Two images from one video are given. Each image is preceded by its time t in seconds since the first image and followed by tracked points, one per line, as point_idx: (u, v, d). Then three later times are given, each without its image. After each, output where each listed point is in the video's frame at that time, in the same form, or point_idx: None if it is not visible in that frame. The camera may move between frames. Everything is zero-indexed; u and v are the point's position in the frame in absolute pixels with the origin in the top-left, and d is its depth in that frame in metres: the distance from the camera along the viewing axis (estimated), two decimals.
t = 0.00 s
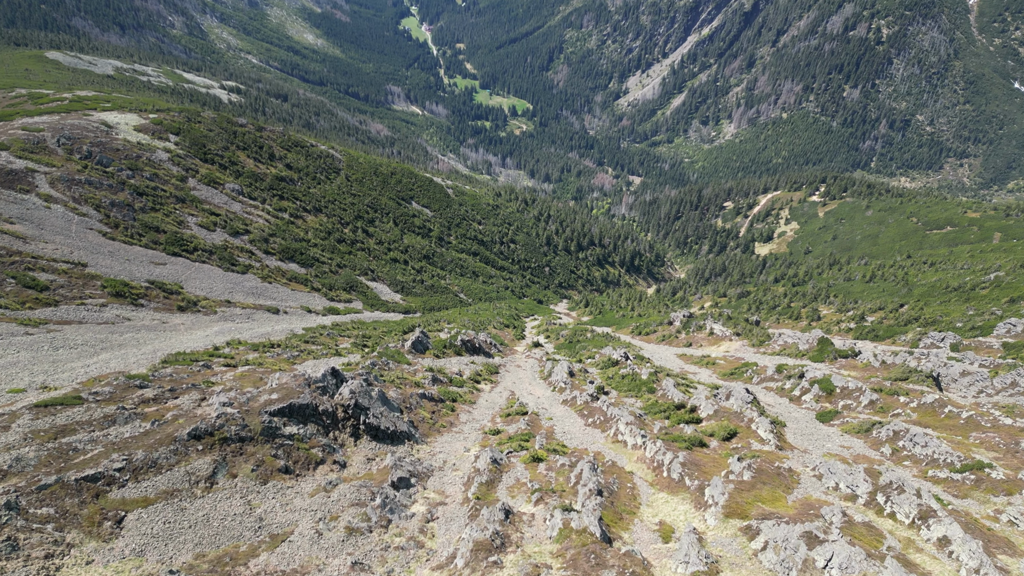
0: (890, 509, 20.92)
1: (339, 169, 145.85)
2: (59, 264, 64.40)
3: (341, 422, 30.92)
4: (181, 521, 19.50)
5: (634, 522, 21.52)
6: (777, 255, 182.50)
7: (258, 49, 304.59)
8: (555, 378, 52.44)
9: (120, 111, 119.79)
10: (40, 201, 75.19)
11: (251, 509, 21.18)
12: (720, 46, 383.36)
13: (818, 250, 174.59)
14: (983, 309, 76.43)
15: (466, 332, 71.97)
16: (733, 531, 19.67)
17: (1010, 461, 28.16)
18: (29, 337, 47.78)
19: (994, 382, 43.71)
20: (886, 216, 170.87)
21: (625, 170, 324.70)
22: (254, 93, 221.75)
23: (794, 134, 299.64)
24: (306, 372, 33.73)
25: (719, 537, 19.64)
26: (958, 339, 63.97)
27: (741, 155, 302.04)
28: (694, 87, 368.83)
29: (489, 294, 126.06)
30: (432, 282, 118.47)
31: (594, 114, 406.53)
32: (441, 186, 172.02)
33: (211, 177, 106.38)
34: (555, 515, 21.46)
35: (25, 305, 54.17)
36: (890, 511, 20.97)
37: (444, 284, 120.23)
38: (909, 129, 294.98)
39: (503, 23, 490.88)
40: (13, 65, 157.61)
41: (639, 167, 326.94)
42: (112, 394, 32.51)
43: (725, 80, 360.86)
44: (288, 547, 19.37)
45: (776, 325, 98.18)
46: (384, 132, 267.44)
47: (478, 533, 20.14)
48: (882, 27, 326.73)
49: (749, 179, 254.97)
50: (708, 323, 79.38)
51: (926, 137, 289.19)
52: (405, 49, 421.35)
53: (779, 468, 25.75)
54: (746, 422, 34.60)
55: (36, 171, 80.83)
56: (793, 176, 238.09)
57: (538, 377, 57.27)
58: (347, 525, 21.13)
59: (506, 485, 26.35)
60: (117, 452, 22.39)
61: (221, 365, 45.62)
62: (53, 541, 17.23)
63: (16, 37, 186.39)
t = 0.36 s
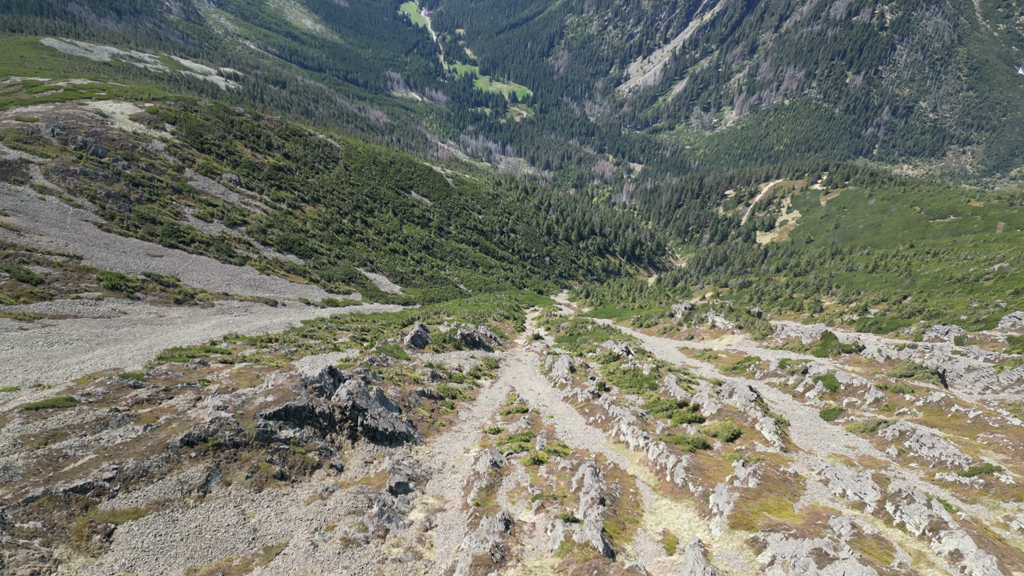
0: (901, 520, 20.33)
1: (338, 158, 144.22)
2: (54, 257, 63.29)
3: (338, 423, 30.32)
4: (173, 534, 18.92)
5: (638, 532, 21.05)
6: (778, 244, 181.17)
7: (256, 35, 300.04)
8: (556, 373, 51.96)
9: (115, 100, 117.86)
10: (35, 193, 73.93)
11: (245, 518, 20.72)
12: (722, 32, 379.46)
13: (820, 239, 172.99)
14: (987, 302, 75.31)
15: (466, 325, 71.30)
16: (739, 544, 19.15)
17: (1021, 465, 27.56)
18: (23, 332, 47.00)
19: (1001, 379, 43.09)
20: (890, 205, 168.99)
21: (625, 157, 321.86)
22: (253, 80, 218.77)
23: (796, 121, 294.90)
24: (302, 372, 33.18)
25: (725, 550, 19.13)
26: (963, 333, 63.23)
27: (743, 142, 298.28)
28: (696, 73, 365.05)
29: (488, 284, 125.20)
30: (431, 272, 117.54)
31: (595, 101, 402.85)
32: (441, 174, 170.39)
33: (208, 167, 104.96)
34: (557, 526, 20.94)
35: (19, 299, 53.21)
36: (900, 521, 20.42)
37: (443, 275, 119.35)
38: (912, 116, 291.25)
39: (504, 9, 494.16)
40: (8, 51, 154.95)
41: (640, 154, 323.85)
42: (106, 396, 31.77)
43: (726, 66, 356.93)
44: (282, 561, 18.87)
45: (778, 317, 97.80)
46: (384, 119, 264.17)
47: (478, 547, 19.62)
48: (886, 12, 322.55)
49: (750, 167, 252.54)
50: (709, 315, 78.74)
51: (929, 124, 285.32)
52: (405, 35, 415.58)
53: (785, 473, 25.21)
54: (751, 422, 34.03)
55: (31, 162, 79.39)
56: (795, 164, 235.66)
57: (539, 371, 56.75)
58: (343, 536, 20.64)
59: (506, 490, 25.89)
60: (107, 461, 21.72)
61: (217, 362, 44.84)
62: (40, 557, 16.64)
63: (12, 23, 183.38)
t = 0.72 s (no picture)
0: (911, 532, 19.78)
1: (337, 147, 142.42)
2: (49, 249, 62.15)
3: (335, 426, 29.71)
4: (163, 550, 18.35)
5: (641, 545, 20.58)
6: (780, 232, 179.64)
7: (254, 19, 294.79)
8: (556, 369, 51.51)
9: (110, 88, 115.74)
10: (29, 183, 72.52)
11: (238, 531, 20.17)
12: (725, 16, 374.18)
13: (822, 227, 171.32)
14: (991, 293, 74.27)
15: (465, 318, 70.55)
16: (746, 560, 18.57)
17: None
18: (17, 327, 46.17)
19: (1008, 375, 42.52)
20: (893, 192, 167.24)
21: (626, 143, 318.29)
22: (251, 65, 215.35)
23: (798, 107, 291.09)
24: (299, 373, 32.61)
25: (731, 564, 18.60)
26: (968, 326, 62.53)
27: (745, 127, 294.44)
28: (698, 58, 360.25)
29: (489, 274, 124.18)
30: (431, 263, 116.50)
31: (596, 86, 398.47)
32: (441, 163, 168.52)
33: (204, 156, 103.39)
34: (557, 539, 20.45)
35: (13, 292, 52.17)
36: (909, 533, 19.86)
37: (443, 265, 118.32)
38: (916, 101, 287.32)
39: None
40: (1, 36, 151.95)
41: (642, 140, 320.25)
42: (97, 398, 30.96)
43: (728, 51, 351.94)
44: None
45: (780, 308, 97.21)
46: (383, 104, 260.59)
47: (477, 562, 19.18)
48: None
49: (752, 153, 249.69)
50: (711, 307, 78.15)
51: (932, 110, 281.19)
52: (405, 19, 409.38)
53: (791, 480, 24.76)
54: (756, 423, 33.37)
55: (24, 151, 77.88)
56: (797, 151, 232.70)
57: (539, 365, 56.27)
58: (339, 549, 20.15)
59: (506, 497, 25.40)
60: (95, 473, 20.96)
61: (213, 359, 44.01)
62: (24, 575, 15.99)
63: (6, 7, 180.11)
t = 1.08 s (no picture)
0: (922, 546, 19.19)
1: (335, 135, 140.37)
2: (43, 242, 61.04)
3: (331, 429, 29.11)
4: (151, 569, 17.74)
5: (644, 559, 20.12)
6: (781, 221, 178.04)
7: (250, 3, 289.46)
8: (557, 364, 50.90)
9: (105, 75, 113.51)
10: (22, 174, 71.15)
11: (230, 545, 19.69)
12: None
13: (824, 215, 169.60)
14: (995, 285, 73.28)
15: (465, 311, 69.80)
16: None
17: None
18: (10, 323, 45.23)
19: (1015, 371, 41.89)
20: (896, 180, 165.25)
21: (627, 129, 314.53)
22: (248, 50, 211.67)
23: (801, 92, 286.88)
24: (294, 374, 31.91)
25: None
26: (972, 319, 61.78)
27: (747, 113, 290.60)
28: (700, 43, 354.83)
29: (489, 264, 123.16)
30: (430, 253, 115.42)
31: (597, 71, 393.28)
32: (440, 151, 166.46)
33: (200, 146, 101.67)
34: (559, 554, 19.89)
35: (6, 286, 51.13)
36: (921, 548, 19.26)
37: (442, 255, 117.35)
38: (919, 87, 282.96)
39: None
40: None
41: (642, 125, 316.34)
42: (89, 402, 30.05)
43: (731, 35, 346.20)
44: None
45: (782, 299, 96.60)
46: (382, 90, 256.77)
47: None
48: None
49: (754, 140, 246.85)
50: (713, 299, 77.33)
51: (936, 95, 276.67)
52: (404, 2, 402.17)
53: (797, 488, 24.20)
54: (760, 424, 32.78)
55: (17, 141, 76.38)
56: (799, 137, 229.82)
57: (540, 360, 55.68)
58: (335, 563, 19.66)
59: (507, 503, 24.95)
60: (84, 486, 20.24)
61: (209, 356, 43.13)
62: None
63: None
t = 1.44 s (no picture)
0: (933, 563, 18.62)
1: (333, 124, 138.38)
2: (37, 235, 60.01)
3: (327, 435, 28.42)
4: None
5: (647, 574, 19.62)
6: (783, 209, 176.17)
7: None
8: (558, 361, 50.18)
9: (99, 64, 111.44)
10: (15, 166, 69.90)
11: (223, 562, 19.17)
12: None
13: (826, 204, 167.66)
14: (1001, 277, 72.14)
15: (465, 305, 69.02)
16: None
17: None
18: (3, 319, 44.39)
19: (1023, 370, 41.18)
20: (899, 168, 163.02)
21: (629, 115, 310.64)
22: (246, 36, 208.07)
23: (804, 78, 282.54)
24: (290, 377, 31.13)
25: None
26: (978, 314, 60.96)
27: (749, 100, 286.56)
28: (702, 28, 349.39)
29: (489, 255, 122.11)
30: (430, 244, 114.37)
31: (597, 57, 387.75)
32: (440, 140, 164.38)
33: (197, 136, 100.05)
34: (561, 570, 19.41)
35: None
36: (932, 564, 18.68)
37: (442, 246, 116.31)
38: (923, 73, 278.61)
39: None
40: None
41: (643, 112, 312.45)
42: (82, 405, 29.05)
43: (733, 20, 340.51)
44: None
45: (785, 291, 95.85)
46: (381, 76, 253.00)
47: None
48: None
49: (756, 128, 243.83)
50: (716, 293, 76.40)
51: (939, 81, 272.29)
52: None
53: (804, 497, 23.62)
54: (765, 427, 32.08)
55: (10, 133, 74.96)
56: (802, 125, 226.78)
57: (541, 356, 54.97)
58: None
59: (507, 512, 24.43)
60: (73, 502, 19.56)
61: (205, 355, 42.42)
62: None
63: None
